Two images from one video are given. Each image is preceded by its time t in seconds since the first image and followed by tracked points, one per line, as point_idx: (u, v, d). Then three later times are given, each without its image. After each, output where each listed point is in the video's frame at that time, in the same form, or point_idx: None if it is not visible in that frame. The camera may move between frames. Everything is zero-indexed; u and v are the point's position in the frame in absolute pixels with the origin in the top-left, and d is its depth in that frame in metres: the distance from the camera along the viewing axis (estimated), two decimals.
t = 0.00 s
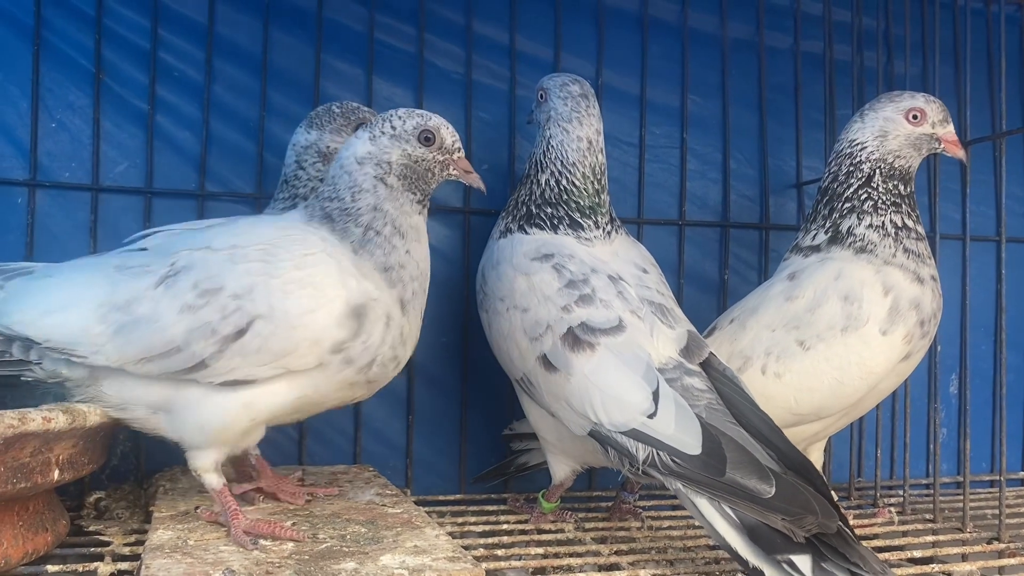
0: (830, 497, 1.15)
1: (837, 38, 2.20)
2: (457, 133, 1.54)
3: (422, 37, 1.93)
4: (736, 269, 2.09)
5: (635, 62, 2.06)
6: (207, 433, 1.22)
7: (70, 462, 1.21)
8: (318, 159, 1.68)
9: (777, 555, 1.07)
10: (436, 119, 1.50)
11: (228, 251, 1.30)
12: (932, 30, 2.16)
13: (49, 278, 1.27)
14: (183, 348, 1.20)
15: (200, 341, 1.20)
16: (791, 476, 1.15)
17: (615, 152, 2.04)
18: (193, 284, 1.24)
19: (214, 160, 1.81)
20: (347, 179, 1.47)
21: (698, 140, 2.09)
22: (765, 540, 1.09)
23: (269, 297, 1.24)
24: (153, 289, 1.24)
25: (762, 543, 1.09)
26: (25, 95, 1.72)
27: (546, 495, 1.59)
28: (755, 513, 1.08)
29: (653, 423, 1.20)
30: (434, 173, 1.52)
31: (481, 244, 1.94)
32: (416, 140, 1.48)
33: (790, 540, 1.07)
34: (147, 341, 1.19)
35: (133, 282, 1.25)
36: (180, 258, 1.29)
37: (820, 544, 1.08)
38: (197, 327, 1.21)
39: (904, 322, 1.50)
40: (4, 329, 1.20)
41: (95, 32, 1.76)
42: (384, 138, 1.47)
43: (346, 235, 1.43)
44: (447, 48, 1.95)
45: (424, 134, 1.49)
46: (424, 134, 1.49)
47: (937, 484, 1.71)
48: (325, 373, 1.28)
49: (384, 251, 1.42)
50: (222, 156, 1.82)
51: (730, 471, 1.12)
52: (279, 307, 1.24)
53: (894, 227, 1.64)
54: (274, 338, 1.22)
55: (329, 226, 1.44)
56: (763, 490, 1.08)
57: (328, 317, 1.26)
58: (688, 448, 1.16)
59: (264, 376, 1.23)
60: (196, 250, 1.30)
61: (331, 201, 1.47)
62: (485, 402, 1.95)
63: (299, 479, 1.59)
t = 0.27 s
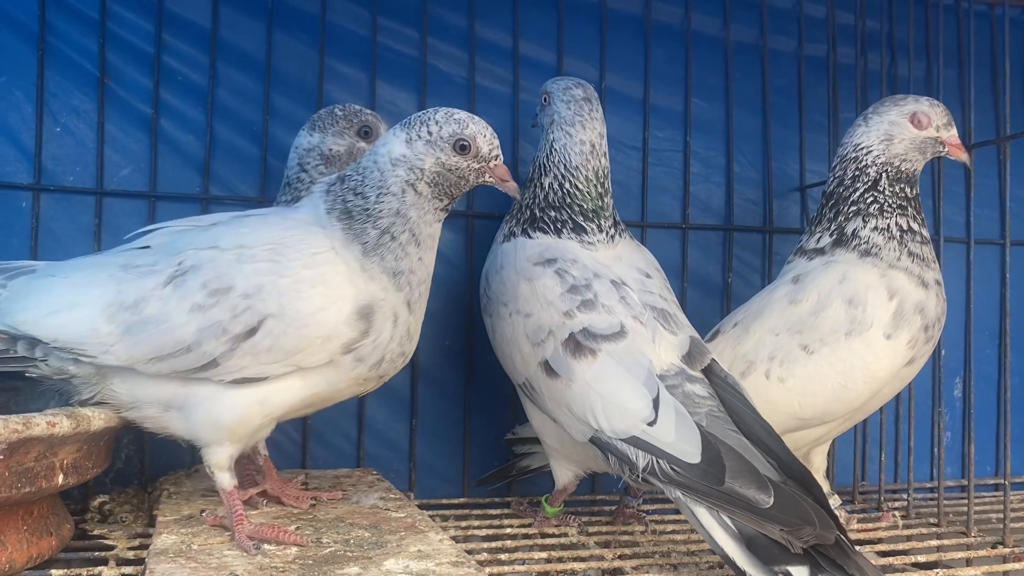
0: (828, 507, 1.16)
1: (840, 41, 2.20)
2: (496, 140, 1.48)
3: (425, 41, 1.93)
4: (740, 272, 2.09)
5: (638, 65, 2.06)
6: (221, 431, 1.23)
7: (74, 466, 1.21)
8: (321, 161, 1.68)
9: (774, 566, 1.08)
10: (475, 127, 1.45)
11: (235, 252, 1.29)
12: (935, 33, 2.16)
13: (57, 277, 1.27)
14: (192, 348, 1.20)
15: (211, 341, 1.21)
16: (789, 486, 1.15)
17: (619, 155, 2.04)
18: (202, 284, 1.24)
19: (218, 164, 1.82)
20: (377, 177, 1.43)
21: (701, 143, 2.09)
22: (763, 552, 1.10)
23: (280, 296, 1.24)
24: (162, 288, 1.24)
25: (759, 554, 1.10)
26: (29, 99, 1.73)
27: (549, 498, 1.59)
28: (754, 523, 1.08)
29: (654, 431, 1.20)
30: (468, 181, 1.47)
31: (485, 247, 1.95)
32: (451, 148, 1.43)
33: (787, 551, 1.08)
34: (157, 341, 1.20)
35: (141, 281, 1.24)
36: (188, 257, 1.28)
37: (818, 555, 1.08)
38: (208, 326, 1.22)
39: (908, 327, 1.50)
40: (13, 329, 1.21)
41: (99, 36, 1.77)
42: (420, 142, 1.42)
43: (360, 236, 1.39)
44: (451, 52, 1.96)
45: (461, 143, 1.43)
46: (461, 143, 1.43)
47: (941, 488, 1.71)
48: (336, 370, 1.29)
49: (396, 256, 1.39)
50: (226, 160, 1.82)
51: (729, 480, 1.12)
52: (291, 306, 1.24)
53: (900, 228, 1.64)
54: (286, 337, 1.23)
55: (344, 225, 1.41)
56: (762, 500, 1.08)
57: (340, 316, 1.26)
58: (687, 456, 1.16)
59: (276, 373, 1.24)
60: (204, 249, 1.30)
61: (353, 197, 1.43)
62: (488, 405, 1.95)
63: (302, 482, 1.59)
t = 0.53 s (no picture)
0: (830, 506, 1.15)
1: (842, 40, 2.19)
2: (496, 135, 1.48)
3: (426, 40, 1.93)
4: (741, 272, 2.08)
5: (639, 64, 2.06)
6: (221, 430, 1.23)
7: (73, 464, 1.21)
8: (311, 155, 1.68)
9: (776, 567, 1.08)
10: (475, 121, 1.44)
11: (226, 255, 1.28)
12: (938, 32, 2.15)
13: (51, 282, 1.27)
14: (187, 354, 1.20)
15: (206, 347, 1.20)
16: (791, 487, 1.15)
17: (620, 155, 2.04)
18: (194, 290, 1.24)
19: (218, 163, 1.81)
20: (376, 170, 1.43)
21: (702, 142, 2.08)
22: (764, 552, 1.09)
23: (271, 300, 1.24)
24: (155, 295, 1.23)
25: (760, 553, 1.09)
26: (29, 97, 1.73)
27: (549, 498, 1.58)
28: (755, 524, 1.07)
29: (654, 432, 1.20)
30: (467, 175, 1.46)
31: (485, 246, 1.94)
32: (451, 143, 1.43)
33: (789, 552, 1.08)
34: (152, 348, 1.20)
35: (134, 287, 1.24)
36: (180, 261, 1.28)
37: (820, 557, 1.07)
38: (201, 333, 1.21)
39: (910, 329, 1.49)
40: (10, 337, 1.21)
41: (99, 35, 1.76)
42: (420, 136, 1.42)
43: (357, 228, 1.38)
44: (452, 51, 1.95)
45: (462, 137, 1.43)
46: (460, 137, 1.43)
47: (943, 488, 1.70)
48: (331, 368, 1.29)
49: (392, 250, 1.38)
50: (227, 159, 1.82)
51: (730, 481, 1.11)
52: (283, 308, 1.24)
53: (904, 226, 1.64)
54: (281, 339, 1.22)
55: (341, 218, 1.39)
56: (763, 501, 1.07)
57: (332, 316, 1.25)
58: (688, 457, 1.15)
59: (272, 375, 1.24)
60: (196, 252, 1.29)
61: (352, 189, 1.42)
62: (488, 406, 1.95)
63: (302, 481, 1.59)
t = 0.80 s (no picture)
0: (832, 510, 1.16)
1: (844, 43, 2.19)
2: (501, 139, 1.47)
3: (429, 43, 1.93)
4: (744, 275, 2.08)
5: (642, 67, 2.06)
6: (226, 435, 1.23)
7: (77, 469, 1.21)
8: (314, 159, 1.68)
9: (778, 572, 1.08)
10: (479, 125, 1.44)
11: (228, 263, 1.28)
12: (940, 35, 2.16)
13: (55, 288, 1.27)
14: (189, 362, 1.21)
15: (208, 354, 1.21)
16: (795, 491, 1.15)
17: (622, 158, 2.04)
18: (196, 297, 1.24)
19: (221, 166, 1.82)
20: (380, 173, 1.42)
21: (705, 145, 2.08)
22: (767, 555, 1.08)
23: (274, 308, 1.24)
24: (156, 303, 1.23)
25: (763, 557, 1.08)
26: (33, 101, 1.73)
27: (553, 502, 1.59)
28: (759, 529, 1.07)
29: (658, 436, 1.20)
30: (472, 180, 1.46)
31: (488, 249, 1.95)
32: (455, 147, 1.42)
33: (792, 557, 1.08)
34: (154, 356, 1.20)
35: (136, 294, 1.24)
36: (182, 268, 1.28)
37: (823, 562, 1.08)
38: (204, 341, 1.22)
39: (915, 333, 1.49)
40: (14, 343, 1.22)
41: (103, 39, 1.77)
42: (424, 141, 1.42)
43: (360, 232, 1.38)
44: (455, 54, 1.95)
45: (466, 142, 1.43)
46: (464, 141, 1.43)
47: (946, 492, 1.70)
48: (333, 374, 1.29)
49: (395, 253, 1.38)
50: (230, 163, 1.82)
51: (734, 486, 1.11)
52: (284, 315, 1.24)
53: (907, 230, 1.64)
54: (283, 347, 1.22)
55: (345, 223, 1.39)
56: (767, 506, 1.07)
57: (334, 323, 1.26)
58: (691, 462, 1.15)
59: (275, 382, 1.24)
60: (198, 259, 1.29)
61: (356, 192, 1.42)
62: (491, 409, 1.95)
63: (305, 485, 1.59)
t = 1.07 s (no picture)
0: (835, 513, 1.16)
1: (846, 47, 2.19)
2: (504, 145, 1.48)
3: (431, 48, 1.94)
4: (746, 279, 2.09)
5: (644, 71, 2.06)
6: (229, 438, 1.24)
7: (81, 472, 1.22)
8: (317, 163, 1.69)
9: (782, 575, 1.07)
10: (483, 130, 1.44)
11: (232, 267, 1.29)
12: (942, 39, 2.16)
13: (59, 291, 1.28)
14: (193, 365, 1.21)
15: (211, 358, 1.21)
16: (799, 495, 1.15)
17: (624, 162, 2.04)
18: (199, 301, 1.24)
19: (225, 170, 1.82)
20: (383, 178, 1.43)
21: (707, 149, 2.09)
22: (770, 559, 1.09)
23: (276, 312, 1.24)
24: (161, 306, 1.24)
25: (766, 561, 1.09)
26: (38, 105, 1.74)
27: (555, 505, 1.58)
28: (763, 533, 1.08)
29: (661, 440, 1.20)
30: (475, 185, 1.46)
31: (491, 253, 1.95)
32: (459, 152, 1.43)
33: (796, 561, 1.08)
34: (158, 359, 1.21)
35: (141, 297, 1.24)
36: (186, 271, 1.28)
37: (826, 565, 1.08)
38: (207, 344, 1.22)
39: (917, 337, 1.49)
40: (19, 346, 1.22)
41: (106, 43, 1.77)
42: (427, 146, 1.42)
43: (363, 238, 1.38)
44: (457, 59, 1.96)
45: (470, 147, 1.43)
46: (468, 146, 1.43)
47: (948, 495, 1.70)
48: (336, 379, 1.29)
49: (398, 258, 1.38)
50: (233, 167, 1.83)
51: (737, 489, 1.11)
52: (287, 319, 1.24)
53: (909, 235, 1.64)
54: (285, 351, 1.23)
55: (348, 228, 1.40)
56: (770, 510, 1.08)
57: (337, 327, 1.26)
58: (696, 466, 1.16)
59: (278, 386, 1.24)
60: (202, 263, 1.30)
61: (359, 197, 1.43)
62: (494, 412, 1.95)
63: (308, 489, 1.59)
